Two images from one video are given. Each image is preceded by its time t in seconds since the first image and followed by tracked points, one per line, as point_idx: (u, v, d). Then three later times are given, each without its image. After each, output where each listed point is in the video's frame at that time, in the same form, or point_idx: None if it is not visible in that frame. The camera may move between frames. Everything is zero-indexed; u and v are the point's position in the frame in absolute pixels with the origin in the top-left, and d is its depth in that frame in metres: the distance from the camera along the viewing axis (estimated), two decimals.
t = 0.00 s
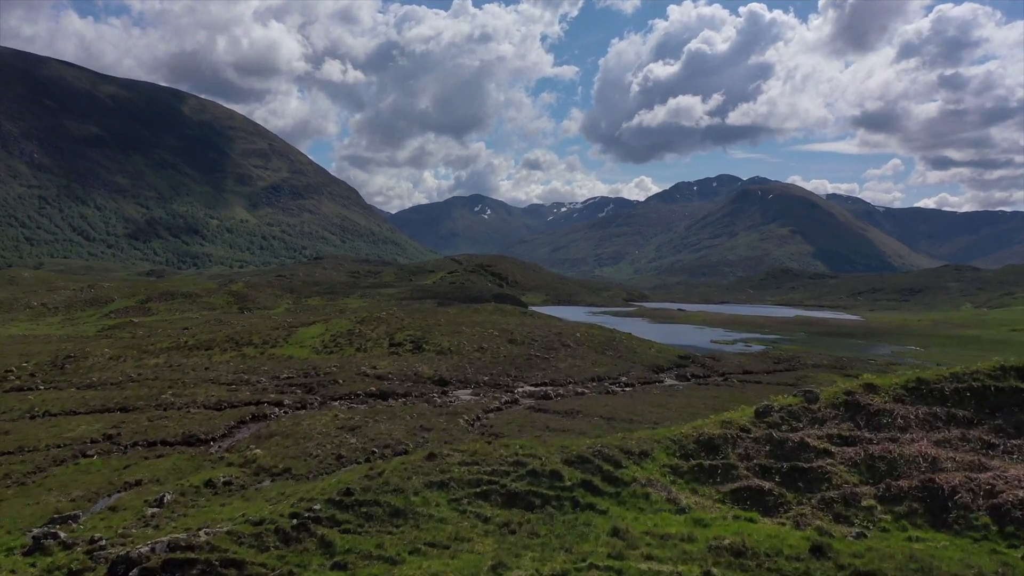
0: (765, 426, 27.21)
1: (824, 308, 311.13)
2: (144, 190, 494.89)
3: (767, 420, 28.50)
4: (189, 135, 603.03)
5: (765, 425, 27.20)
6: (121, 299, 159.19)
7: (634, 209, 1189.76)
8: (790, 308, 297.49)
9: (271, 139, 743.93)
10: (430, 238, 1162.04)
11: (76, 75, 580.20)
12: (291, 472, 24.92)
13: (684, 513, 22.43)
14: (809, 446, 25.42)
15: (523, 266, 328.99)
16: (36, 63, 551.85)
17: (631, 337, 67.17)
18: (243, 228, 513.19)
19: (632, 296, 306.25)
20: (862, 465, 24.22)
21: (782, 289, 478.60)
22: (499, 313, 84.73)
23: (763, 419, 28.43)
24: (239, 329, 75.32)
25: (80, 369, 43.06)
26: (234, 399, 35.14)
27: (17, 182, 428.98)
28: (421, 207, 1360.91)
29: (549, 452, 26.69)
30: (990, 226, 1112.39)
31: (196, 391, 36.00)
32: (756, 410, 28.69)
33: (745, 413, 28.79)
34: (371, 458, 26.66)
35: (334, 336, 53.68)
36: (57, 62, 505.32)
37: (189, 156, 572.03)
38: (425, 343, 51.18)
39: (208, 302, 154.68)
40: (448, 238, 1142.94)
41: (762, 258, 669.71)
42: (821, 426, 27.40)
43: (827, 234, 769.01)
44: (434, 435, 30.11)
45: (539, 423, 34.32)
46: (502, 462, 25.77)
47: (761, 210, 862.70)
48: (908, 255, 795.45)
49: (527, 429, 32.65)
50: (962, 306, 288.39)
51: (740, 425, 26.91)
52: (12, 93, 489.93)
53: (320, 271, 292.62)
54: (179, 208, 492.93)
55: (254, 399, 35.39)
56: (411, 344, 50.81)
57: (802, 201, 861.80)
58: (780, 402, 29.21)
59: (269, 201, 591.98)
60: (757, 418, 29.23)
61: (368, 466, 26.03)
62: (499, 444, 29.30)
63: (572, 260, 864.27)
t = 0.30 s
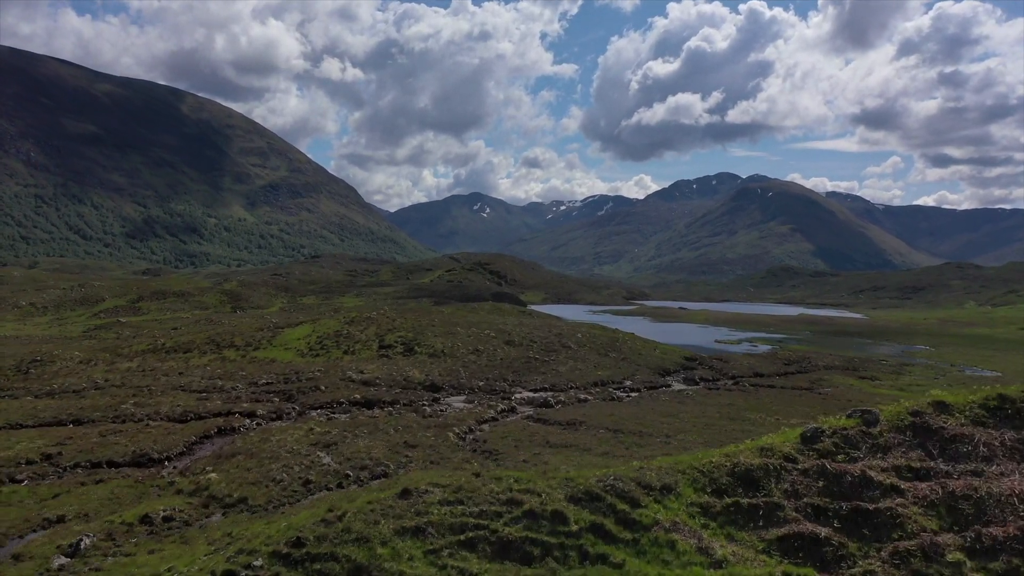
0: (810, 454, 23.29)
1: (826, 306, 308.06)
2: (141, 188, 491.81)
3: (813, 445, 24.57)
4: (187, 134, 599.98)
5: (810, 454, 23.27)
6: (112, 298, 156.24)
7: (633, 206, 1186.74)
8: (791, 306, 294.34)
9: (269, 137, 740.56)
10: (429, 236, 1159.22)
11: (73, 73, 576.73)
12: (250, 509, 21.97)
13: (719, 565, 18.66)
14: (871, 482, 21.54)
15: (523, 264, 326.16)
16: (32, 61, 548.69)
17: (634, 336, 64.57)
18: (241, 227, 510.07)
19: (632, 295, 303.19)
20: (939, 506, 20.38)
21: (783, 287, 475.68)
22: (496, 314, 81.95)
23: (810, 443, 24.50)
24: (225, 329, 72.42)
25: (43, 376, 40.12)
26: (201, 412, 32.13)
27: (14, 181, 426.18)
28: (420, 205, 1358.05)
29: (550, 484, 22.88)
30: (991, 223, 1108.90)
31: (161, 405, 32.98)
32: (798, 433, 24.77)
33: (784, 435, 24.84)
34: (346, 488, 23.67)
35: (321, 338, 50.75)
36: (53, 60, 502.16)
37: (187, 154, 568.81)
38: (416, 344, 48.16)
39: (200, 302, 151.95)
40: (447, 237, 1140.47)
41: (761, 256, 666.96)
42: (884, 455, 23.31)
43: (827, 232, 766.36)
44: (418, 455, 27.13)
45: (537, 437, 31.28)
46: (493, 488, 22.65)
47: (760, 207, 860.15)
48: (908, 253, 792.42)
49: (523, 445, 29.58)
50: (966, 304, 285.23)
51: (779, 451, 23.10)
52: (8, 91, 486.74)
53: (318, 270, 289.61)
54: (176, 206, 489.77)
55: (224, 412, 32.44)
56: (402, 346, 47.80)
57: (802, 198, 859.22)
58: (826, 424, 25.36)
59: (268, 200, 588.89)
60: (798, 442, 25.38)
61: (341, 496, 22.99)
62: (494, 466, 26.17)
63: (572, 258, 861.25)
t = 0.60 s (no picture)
0: (893, 505, 21.74)
1: (828, 304, 304.65)
2: (138, 186, 488.35)
3: (898, 491, 22.93)
4: (185, 132, 596.16)
5: (895, 505, 21.70)
6: (101, 297, 152.59)
7: (632, 205, 1183.31)
8: (793, 305, 290.99)
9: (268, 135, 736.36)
10: (427, 235, 1154.66)
11: (69, 71, 572.53)
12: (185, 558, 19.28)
13: None
14: (983, 546, 19.70)
15: (521, 262, 322.63)
16: (29, 59, 544.79)
17: (635, 336, 62.00)
18: (238, 225, 506.44)
19: (632, 293, 299.83)
20: None
21: (784, 285, 472.61)
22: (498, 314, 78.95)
23: (894, 491, 22.84)
24: (213, 329, 69.44)
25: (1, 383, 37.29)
26: (163, 426, 29.29)
27: (10, 180, 422.53)
28: (418, 204, 1353.00)
29: (549, 539, 20.13)
30: (990, 221, 1106.15)
31: (118, 417, 30.12)
32: (879, 476, 23.34)
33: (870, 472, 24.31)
34: (306, 528, 21.21)
35: (303, 341, 47.54)
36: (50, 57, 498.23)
37: (184, 152, 565.13)
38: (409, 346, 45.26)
39: (192, 301, 148.86)
40: (446, 235, 1135.49)
41: (761, 254, 663.95)
42: (991, 508, 21.85)
43: (827, 230, 763.51)
44: (397, 482, 24.63)
45: (535, 456, 28.26)
46: (471, 545, 19.72)
47: (760, 206, 857.49)
48: (908, 252, 790.08)
49: (520, 469, 26.57)
50: (970, 302, 282.28)
51: (855, 498, 21.49)
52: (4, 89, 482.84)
53: (314, 269, 285.77)
54: (174, 205, 486.08)
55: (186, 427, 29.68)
56: (392, 349, 44.64)
57: (801, 197, 856.72)
58: (914, 464, 23.46)
59: (265, 198, 585.43)
60: (878, 487, 23.88)
61: (306, 543, 20.34)
62: (487, 498, 23.52)
63: (570, 256, 857.93)
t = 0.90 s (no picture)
0: None
1: (832, 303, 301.51)
2: (137, 185, 485.44)
3: None
4: (183, 131, 593.13)
5: None
6: (92, 297, 149.45)
7: (633, 203, 1180.31)
8: (796, 303, 287.72)
9: (267, 133, 733.36)
10: (428, 234, 1151.19)
11: (67, 69, 569.56)
12: None
13: None
14: None
15: (522, 261, 319.46)
16: (27, 58, 541.97)
17: (641, 339, 58.81)
18: (237, 223, 503.52)
19: (634, 292, 296.78)
20: None
21: (786, 283, 469.70)
22: (499, 314, 75.81)
23: None
24: (201, 330, 66.41)
25: None
26: (108, 448, 27.38)
27: (7, 179, 419.63)
28: (419, 203, 1349.59)
29: None
30: (991, 219, 1102.35)
31: (61, 437, 28.03)
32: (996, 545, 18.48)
33: (954, 519, 22.78)
34: None
35: (285, 344, 44.34)
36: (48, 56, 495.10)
37: (183, 151, 562.19)
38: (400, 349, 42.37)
39: (185, 300, 146.11)
40: (446, 234, 1132.31)
41: (761, 252, 661.19)
42: None
43: (829, 228, 760.43)
44: (371, 522, 21.97)
45: (532, 482, 25.53)
46: None
47: (761, 204, 854.23)
48: (909, 250, 787.49)
49: (517, 502, 23.79)
50: (974, 300, 279.20)
51: None
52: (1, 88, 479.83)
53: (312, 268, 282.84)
54: (172, 204, 483.14)
55: (136, 451, 27.55)
56: (381, 353, 41.53)
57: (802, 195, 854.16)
58: None
59: (265, 197, 582.48)
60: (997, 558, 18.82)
61: None
62: (476, 544, 20.73)
63: (570, 255, 855.20)
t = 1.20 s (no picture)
0: None
1: (836, 303, 298.40)
2: (136, 185, 482.31)
3: None
4: (182, 130, 590.06)
5: None
6: (84, 299, 146.26)
7: (634, 202, 1176.78)
8: (799, 304, 284.71)
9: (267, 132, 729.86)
10: (428, 233, 1148.25)
11: (66, 68, 566.46)
12: None
13: None
14: None
15: (522, 260, 316.26)
16: (25, 57, 538.85)
17: (647, 349, 55.64)
18: (236, 223, 500.30)
19: (635, 292, 293.74)
20: None
21: (788, 283, 466.74)
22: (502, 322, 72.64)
23: None
24: (188, 338, 63.66)
25: None
26: (37, 501, 24.57)
27: (5, 178, 416.62)
28: (419, 202, 1345.91)
29: None
30: (993, 217, 1098.88)
31: None
32: None
33: None
34: None
35: (262, 358, 41.14)
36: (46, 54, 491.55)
37: (182, 150, 559.13)
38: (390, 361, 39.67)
39: (177, 302, 143.21)
40: (446, 233, 1129.66)
41: (763, 251, 658.24)
42: None
43: (830, 226, 757.30)
44: None
45: (521, 543, 22.65)
46: None
47: (762, 202, 851.14)
48: (911, 248, 784.36)
49: None
50: (979, 300, 276.41)
51: None
52: None
53: (310, 268, 279.44)
54: (171, 203, 480.29)
55: (72, 502, 24.88)
56: (367, 369, 38.45)
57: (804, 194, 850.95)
58: None
59: (264, 196, 579.56)
60: None
61: None
62: None
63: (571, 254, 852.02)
